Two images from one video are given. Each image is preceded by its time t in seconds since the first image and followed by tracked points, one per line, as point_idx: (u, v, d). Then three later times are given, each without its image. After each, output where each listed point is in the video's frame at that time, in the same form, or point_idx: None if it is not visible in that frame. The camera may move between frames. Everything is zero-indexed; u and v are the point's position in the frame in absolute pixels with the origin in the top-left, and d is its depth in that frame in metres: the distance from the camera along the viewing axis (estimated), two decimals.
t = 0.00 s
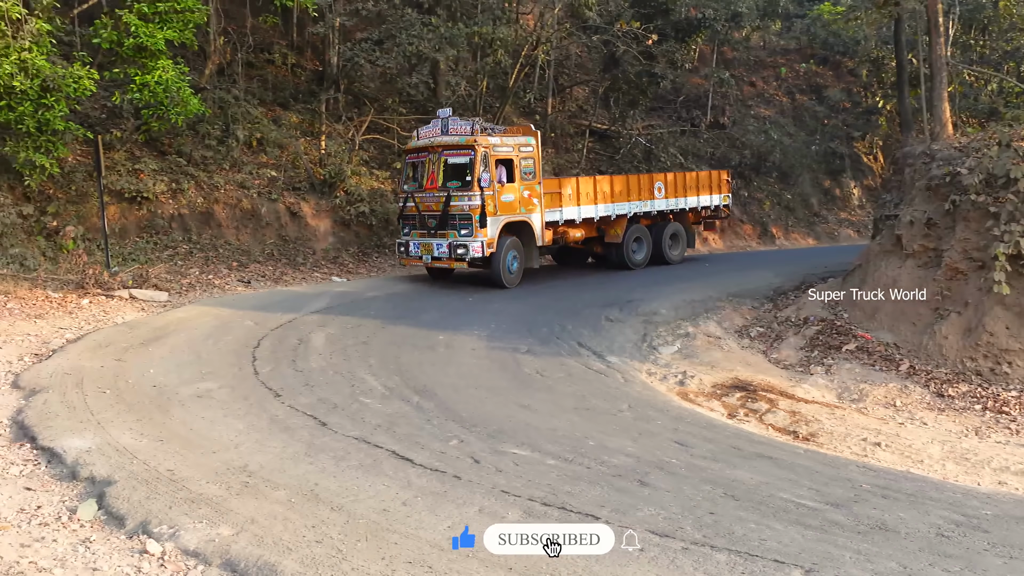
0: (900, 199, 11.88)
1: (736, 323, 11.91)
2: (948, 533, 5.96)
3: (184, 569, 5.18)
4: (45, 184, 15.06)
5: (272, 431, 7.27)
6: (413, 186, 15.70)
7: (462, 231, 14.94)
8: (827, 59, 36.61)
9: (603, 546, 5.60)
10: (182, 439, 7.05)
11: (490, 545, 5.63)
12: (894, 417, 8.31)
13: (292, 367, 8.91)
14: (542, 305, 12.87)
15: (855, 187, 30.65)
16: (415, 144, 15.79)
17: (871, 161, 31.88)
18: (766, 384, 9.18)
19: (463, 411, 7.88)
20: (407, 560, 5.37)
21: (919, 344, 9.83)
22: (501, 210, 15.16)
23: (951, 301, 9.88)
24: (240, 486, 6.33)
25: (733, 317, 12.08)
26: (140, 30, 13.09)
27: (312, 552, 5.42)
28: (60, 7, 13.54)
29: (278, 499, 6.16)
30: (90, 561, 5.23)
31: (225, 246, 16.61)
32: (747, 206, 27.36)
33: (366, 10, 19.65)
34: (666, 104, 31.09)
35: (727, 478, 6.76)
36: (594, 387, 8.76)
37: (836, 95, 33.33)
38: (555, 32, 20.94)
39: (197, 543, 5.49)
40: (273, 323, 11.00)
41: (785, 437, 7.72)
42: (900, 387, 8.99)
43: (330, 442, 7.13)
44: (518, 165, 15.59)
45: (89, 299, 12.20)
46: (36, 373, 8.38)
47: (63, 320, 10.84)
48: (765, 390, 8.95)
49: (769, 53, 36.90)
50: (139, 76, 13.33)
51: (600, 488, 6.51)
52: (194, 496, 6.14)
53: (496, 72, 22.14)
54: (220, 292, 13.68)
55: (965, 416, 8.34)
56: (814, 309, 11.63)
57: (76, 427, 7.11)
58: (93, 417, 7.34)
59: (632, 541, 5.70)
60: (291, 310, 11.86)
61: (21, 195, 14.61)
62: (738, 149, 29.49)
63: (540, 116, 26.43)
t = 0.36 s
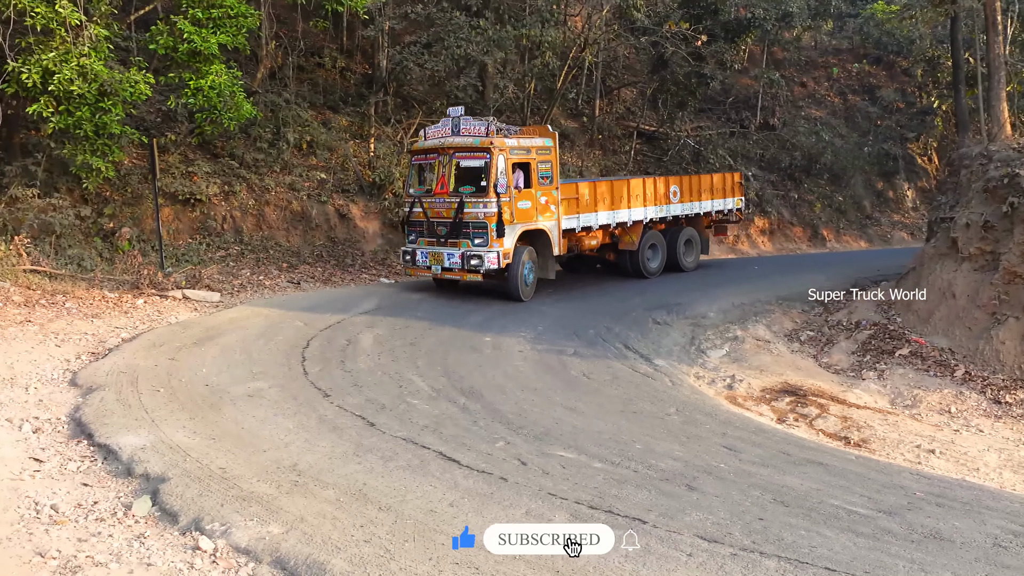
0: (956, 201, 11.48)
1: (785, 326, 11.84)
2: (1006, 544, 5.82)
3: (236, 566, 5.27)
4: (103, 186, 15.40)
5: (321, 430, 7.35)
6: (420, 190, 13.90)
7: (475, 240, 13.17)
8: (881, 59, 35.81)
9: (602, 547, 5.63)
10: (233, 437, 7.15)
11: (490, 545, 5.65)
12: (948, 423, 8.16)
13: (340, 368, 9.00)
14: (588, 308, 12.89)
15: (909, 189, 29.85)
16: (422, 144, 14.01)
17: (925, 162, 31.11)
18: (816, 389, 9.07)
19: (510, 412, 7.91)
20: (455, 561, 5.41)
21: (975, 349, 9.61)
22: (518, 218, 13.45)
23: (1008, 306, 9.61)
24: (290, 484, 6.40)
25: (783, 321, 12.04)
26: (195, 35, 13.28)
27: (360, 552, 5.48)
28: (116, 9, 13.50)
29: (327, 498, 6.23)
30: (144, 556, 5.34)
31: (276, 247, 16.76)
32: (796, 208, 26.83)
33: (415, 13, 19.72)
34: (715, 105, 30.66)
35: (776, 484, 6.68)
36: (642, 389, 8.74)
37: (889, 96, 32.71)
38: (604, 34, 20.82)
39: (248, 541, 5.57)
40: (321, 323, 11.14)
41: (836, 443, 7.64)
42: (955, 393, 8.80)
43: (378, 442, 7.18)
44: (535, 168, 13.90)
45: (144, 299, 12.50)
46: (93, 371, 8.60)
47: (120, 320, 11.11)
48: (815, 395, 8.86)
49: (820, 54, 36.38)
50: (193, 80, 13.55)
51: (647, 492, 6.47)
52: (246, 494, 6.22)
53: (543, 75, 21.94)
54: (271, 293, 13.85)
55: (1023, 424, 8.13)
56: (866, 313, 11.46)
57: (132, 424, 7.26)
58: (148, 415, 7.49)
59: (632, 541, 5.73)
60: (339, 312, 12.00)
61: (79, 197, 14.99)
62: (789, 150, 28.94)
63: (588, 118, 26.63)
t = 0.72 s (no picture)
0: (980, 205, 11.33)
1: (807, 330, 11.84)
2: None
3: (256, 565, 5.31)
4: (127, 187, 15.53)
5: (341, 431, 7.38)
6: (407, 192, 12.41)
7: (471, 249, 11.76)
8: (905, 61, 35.35)
9: (601, 547, 5.66)
10: (254, 437, 7.19)
11: (489, 544, 5.69)
12: (972, 429, 8.10)
13: (360, 369, 9.03)
14: (607, 311, 12.89)
15: (932, 193, 29.48)
16: (410, 142, 12.54)
17: (948, 165, 30.71)
18: (837, 393, 9.04)
19: (529, 414, 7.92)
20: (473, 562, 5.42)
21: (999, 354, 9.56)
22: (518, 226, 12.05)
23: None
24: (309, 484, 6.44)
25: (804, 324, 12.04)
26: (219, 38, 13.35)
27: (380, 552, 5.50)
28: (142, 13, 13.66)
29: (346, 499, 6.25)
30: (166, 554, 5.39)
31: (297, 249, 16.80)
32: (817, 211, 26.58)
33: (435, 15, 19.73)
34: (737, 108, 30.25)
35: (796, 488, 6.65)
36: (662, 392, 8.74)
37: (914, 98, 32.38)
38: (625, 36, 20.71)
39: (268, 540, 5.61)
40: (341, 324, 11.18)
41: (858, 447, 7.61)
42: (979, 398, 8.74)
43: (397, 443, 7.21)
44: (535, 172, 12.55)
45: (167, 299, 12.60)
46: (117, 370, 8.69)
47: (143, 319, 11.21)
48: (835, 398, 8.83)
49: (844, 55, 36.00)
50: (217, 82, 13.67)
51: (666, 495, 6.46)
52: (266, 494, 6.25)
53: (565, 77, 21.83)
54: (292, 294, 13.90)
55: None
56: (888, 317, 11.39)
57: (154, 423, 7.33)
58: (170, 414, 7.55)
59: (632, 541, 5.75)
60: (358, 313, 12.02)
61: (103, 197, 15.15)
62: (811, 152, 28.72)
63: (609, 120, 26.64)
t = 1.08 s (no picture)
0: (974, 208, 11.32)
1: (801, 332, 11.90)
2: None
3: (250, 567, 5.31)
4: (122, 189, 15.52)
5: (336, 434, 7.37)
6: (379, 198, 11.29)
7: (454, 262, 10.77)
8: (899, 64, 35.32)
9: (601, 547, 5.70)
10: (248, 439, 7.18)
11: (490, 544, 5.72)
12: (966, 431, 8.13)
13: (356, 371, 9.03)
14: (603, 313, 12.93)
15: (926, 196, 29.52)
16: (381, 142, 11.40)
17: (943, 168, 30.73)
18: (832, 396, 9.06)
19: (524, 417, 7.92)
20: (469, 565, 5.42)
21: (993, 356, 9.59)
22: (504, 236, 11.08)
23: None
24: (304, 487, 6.43)
25: (798, 327, 12.10)
26: (214, 39, 13.35)
27: (374, 555, 5.50)
28: (137, 15, 13.69)
29: (341, 501, 6.25)
30: (160, 557, 5.38)
31: (292, 251, 16.78)
32: (812, 215, 26.58)
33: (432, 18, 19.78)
34: (732, 110, 30.37)
35: (791, 491, 6.66)
36: (657, 394, 8.76)
37: (908, 101, 32.33)
38: (620, 39, 20.73)
39: (263, 543, 5.60)
40: (336, 327, 11.17)
41: (852, 449, 7.63)
42: (972, 401, 8.76)
43: (392, 445, 7.20)
44: (519, 178, 11.58)
45: (161, 301, 12.58)
46: (111, 372, 8.67)
47: (138, 321, 11.20)
48: (830, 401, 8.85)
49: (839, 57, 35.94)
50: (211, 84, 13.66)
51: (661, 498, 6.46)
52: (261, 497, 6.25)
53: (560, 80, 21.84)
54: (286, 296, 13.89)
55: None
56: (882, 319, 11.41)
57: (148, 426, 7.31)
58: (165, 416, 7.54)
59: (632, 541, 5.80)
60: (353, 315, 12.01)
61: (98, 199, 15.15)
62: (806, 155, 28.75)
63: (604, 123, 26.70)
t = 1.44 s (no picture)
0: (976, 212, 11.31)
1: (803, 336, 11.91)
2: None
3: (252, 571, 5.32)
4: (124, 193, 15.53)
5: (338, 437, 7.37)
6: (372, 206, 10.34)
7: (460, 277, 9.96)
8: (901, 67, 35.23)
9: (601, 546, 5.75)
10: (250, 442, 7.19)
11: (490, 544, 5.77)
12: (969, 435, 8.12)
13: (358, 375, 9.04)
14: (606, 317, 12.99)
15: (929, 199, 29.45)
16: (372, 142, 10.46)
17: (946, 171, 30.65)
18: (835, 399, 9.07)
19: (526, 420, 7.92)
20: (470, 569, 5.43)
21: (995, 360, 9.58)
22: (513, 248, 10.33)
23: None
24: (306, 490, 6.43)
25: (801, 330, 12.11)
26: (217, 43, 13.34)
27: (377, 558, 5.50)
28: (140, 19, 13.72)
29: (344, 505, 6.25)
30: (162, 560, 5.38)
31: (295, 254, 16.77)
32: (814, 218, 26.50)
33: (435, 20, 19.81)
34: (733, 113, 30.33)
35: (793, 494, 6.65)
36: (659, 398, 8.77)
37: (911, 104, 32.19)
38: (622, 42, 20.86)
39: (265, 546, 5.61)
40: (338, 331, 11.15)
41: (855, 453, 7.63)
42: (975, 404, 8.75)
43: (394, 448, 7.20)
44: (525, 185, 10.86)
45: (164, 305, 12.61)
46: (113, 375, 8.67)
47: (140, 324, 11.21)
48: (833, 404, 8.85)
49: (841, 61, 35.86)
50: (214, 88, 13.65)
51: (663, 501, 6.45)
52: (263, 500, 6.25)
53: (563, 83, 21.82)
54: (289, 299, 13.88)
55: None
56: (885, 323, 11.42)
57: (151, 429, 7.32)
58: (166, 420, 7.54)
59: (631, 540, 5.85)
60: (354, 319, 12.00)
61: (101, 202, 15.18)
62: (807, 158, 28.71)
63: (606, 126, 26.73)
